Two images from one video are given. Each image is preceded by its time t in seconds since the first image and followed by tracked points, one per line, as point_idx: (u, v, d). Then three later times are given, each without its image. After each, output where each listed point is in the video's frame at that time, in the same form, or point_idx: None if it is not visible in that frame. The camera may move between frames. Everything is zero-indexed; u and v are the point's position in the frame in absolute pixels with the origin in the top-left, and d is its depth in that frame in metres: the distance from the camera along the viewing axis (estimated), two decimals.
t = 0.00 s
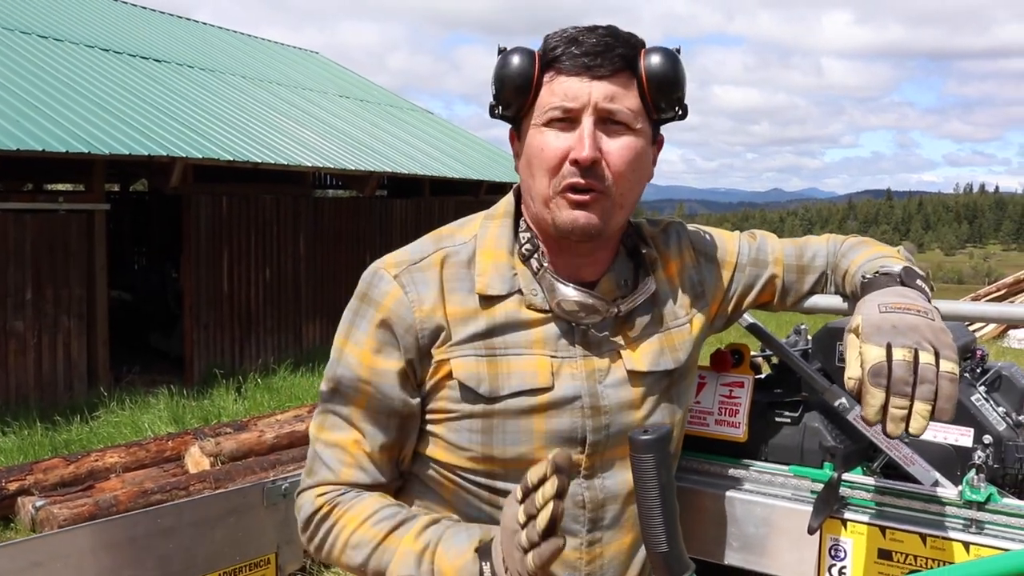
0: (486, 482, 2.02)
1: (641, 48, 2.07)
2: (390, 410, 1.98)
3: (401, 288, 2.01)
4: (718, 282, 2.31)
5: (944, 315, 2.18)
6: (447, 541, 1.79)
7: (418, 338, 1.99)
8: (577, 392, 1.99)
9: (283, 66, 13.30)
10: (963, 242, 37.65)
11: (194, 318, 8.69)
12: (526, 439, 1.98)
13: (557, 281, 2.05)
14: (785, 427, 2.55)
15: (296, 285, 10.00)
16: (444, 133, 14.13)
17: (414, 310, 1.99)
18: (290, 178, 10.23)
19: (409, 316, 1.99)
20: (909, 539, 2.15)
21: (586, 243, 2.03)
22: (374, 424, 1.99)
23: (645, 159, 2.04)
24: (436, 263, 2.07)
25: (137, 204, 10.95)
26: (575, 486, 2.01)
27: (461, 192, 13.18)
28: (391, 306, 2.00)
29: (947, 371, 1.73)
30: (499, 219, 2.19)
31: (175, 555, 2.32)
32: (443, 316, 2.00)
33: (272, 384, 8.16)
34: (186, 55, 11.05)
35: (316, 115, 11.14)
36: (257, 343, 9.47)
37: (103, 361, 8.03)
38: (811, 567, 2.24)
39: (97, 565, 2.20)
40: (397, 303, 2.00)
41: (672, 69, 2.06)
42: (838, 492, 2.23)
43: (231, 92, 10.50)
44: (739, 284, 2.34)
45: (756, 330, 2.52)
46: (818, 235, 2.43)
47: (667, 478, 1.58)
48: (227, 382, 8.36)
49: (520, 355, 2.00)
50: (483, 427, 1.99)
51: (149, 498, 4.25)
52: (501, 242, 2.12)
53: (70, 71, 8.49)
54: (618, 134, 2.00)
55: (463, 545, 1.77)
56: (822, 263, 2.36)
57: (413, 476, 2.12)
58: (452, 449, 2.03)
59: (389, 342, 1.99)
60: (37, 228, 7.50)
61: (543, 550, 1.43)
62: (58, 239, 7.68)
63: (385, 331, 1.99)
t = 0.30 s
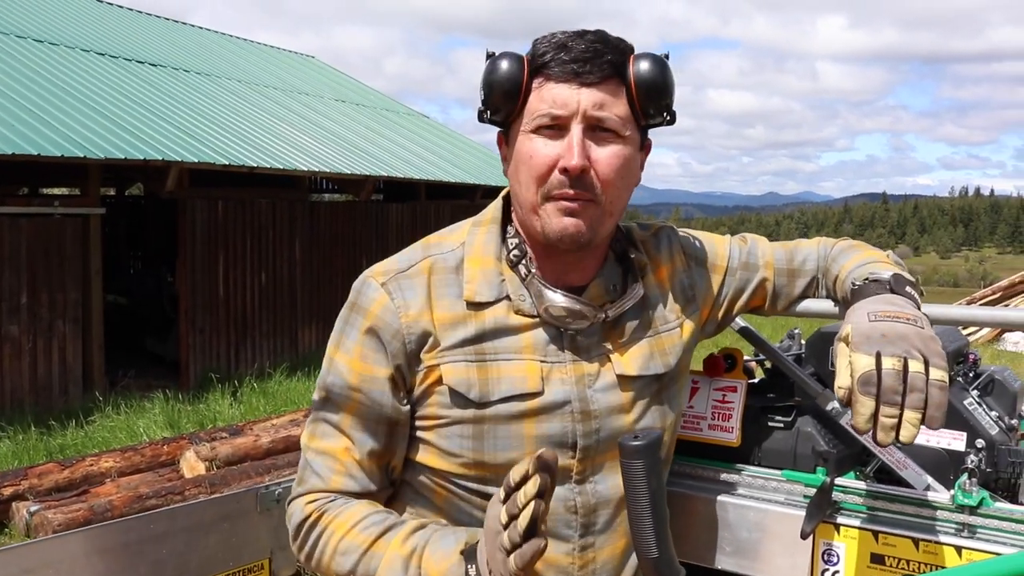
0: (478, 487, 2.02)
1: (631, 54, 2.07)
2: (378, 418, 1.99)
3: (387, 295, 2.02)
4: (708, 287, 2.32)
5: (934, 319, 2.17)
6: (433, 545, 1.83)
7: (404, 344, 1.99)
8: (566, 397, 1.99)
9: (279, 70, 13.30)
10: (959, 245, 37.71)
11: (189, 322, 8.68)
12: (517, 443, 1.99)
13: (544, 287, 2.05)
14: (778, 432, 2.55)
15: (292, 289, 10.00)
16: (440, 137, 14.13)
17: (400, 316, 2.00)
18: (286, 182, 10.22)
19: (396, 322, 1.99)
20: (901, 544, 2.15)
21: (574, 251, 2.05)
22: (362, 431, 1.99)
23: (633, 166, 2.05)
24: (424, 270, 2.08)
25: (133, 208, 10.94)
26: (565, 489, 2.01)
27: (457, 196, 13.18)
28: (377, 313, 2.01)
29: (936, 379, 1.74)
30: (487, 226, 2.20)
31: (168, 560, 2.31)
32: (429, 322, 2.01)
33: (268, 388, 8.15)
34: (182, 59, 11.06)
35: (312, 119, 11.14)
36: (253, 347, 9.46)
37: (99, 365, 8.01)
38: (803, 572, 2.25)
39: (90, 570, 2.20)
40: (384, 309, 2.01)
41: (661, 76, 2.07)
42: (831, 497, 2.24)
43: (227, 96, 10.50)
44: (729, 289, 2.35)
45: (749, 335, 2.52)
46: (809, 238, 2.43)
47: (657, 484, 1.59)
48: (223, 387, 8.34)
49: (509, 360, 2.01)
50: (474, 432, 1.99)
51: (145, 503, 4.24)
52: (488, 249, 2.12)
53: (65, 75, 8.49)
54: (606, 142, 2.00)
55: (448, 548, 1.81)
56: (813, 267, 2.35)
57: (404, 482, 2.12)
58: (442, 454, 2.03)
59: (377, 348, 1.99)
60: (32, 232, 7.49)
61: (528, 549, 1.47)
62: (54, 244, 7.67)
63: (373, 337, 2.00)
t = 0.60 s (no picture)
0: (470, 488, 2.02)
1: (626, 60, 2.08)
2: (363, 419, 1.99)
3: (377, 298, 2.03)
4: (703, 289, 2.33)
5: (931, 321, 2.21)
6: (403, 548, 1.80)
7: (394, 346, 2.00)
8: (557, 398, 2.00)
9: (276, 74, 13.31)
10: (955, 248, 37.78)
11: (187, 326, 8.67)
12: (509, 444, 1.99)
13: (538, 290, 2.06)
14: (773, 435, 2.52)
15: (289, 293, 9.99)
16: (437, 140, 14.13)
17: (389, 318, 2.01)
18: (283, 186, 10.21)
19: (385, 324, 2.00)
20: (897, 547, 2.15)
21: (565, 254, 2.06)
22: (350, 431, 2.00)
23: (627, 170, 2.06)
24: (415, 274, 2.09)
25: (130, 211, 10.93)
26: (557, 489, 2.01)
27: (454, 200, 13.18)
28: (368, 316, 2.02)
29: (934, 376, 1.73)
30: (479, 229, 2.21)
31: (164, 563, 2.31)
32: (418, 323, 2.01)
33: (265, 392, 8.14)
34: (179, 63, 11.06)
35: (309, 123, 11.15)
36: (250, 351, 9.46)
37: (96, 369, 8.00)
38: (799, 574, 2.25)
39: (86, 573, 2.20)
40: (374, 312, 2.02)
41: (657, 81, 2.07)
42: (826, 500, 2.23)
43: (224, 100, 10.50)
44: (723, 291, 2.35)
45: (744, 338, 2.51)
46: (804, 239, 2.43)
47: (651, 487, 1.59)
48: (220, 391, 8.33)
49: (499, 360, 2.01)
50: (465, 432, 2.00)
51: (141, 506, 4.23)
52: (480, 252, 2.13)
53: (63, 79, 8.49)
54: (601, 148, 2.01)
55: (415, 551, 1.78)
56: (808, 270, 2.36)
57: (396, 485, 2.12)
58: (434, 456, 2.03)
59: (366, 351, 2.00)
60: (29, 235, 7.49)
61: None
62: (51, 247, 7.66)
63: (363, 339, 2.00)
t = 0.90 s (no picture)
0: (470, 483, 2.02)
1: (635, 70, 2.07)
2: (361, 412, 1.98)
3: (372, 291, 2.04)
4: (703, 284, 2.33)
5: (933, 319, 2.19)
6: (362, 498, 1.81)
7: (389, 340, 2.00)
8: (554, 392, 2.01)
9: (277, 73, 13.31)
10: (958, 247, 37.73)
11: (188, 325, 8.67)
12: (506, 438, 2.00)
13: (534, 291, 2.07)
14: (775, 432, 2.54)
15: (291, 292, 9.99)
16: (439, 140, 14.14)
17: (383, 310, 2.01)
18: (284, 185, 10.21)
19: (379, 316, 2.01)
20: (898, 544, 2.14)
21: (563, 261, 2.07)
22: (346, 419, 1.98)
23: (630, 182, 2.06)
24: (410, 270, 2.08)
25: (131, 211, 10.93)
26: (554, 484, 2.01)
27: (456, 199, 13.18)
28: (362, 308, 2.02)
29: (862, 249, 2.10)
30: (475, 228, 2.21)
31: (165, 562, 2.31)
32: (413, 315, 2.01)
33: (266, 390, 8.14)
34: (181, 63, 11.06)
35: (310, 122, 11.14)
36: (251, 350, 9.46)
37: (97, 368, 8.01)
38: (800, 571, 2.25)
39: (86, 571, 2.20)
40: (368, 305, 2.02)
41: (664, 93, 2.07)
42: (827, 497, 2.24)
43: (226, 99, 10.50)
44: (721, 287, 2.36)
45: (747, 335, 2.51)
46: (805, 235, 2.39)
47: (652, 480, 1.60)
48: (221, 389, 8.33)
49: (496, 356, 2.02)
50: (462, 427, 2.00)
51: (143, 505, 4.23)
52: (475, 250, 2.13)
53: (64, 79, 8.49)
54: (608, 164, 2.00)
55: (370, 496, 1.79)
56: (809, 266, 2.32)
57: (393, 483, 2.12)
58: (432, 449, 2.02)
59: (361, 342, 2.00)
60: (30, 235, 7.49)
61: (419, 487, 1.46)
62: (52, 246, 7.67)
63: (357, 332, 2.01)
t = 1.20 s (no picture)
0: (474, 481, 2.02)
1: (638, 62, 2.06)
2: (363, 412, 2.00)
3: (375, 291, 2.03)
4: (708, 280, 2.32)
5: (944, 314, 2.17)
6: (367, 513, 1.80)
7: (392, 339, 2.00)
8: (559, 390, 2.01)
9: (279, 71, 13.31)
10: (960, 245, 37.68)
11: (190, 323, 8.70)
12: (510, 436, 1.99)
13: (540, 288, 2.05)
14: (779, 429, 2.55)
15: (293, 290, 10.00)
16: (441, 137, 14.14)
17: (385, 309, 2.00)
18: (286, 183, 10.20)
19: (382, 316, 2.00)
20: (903, 541, 2.15)
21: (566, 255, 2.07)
22: (350, 422, 2.00)
23: (632, 175, 2.05)
24: (414, 268, 2.08)
25: (134, 209, 10.95)
26: (558, 482, 2.01)
27: (458, 197, 13.18)
28: (366, 309, 2.02)
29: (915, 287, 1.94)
30: (479, 223, 2.21)
31: (169, 558, 2.31)
32: (416, 312, 2.01)
33: (269, 388, 8.14)
34: (183, 61, 11.06)
35: (312, 120, 11.15)
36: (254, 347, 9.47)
37: (101, 366, 8.03)
38: (805, 569, 2.24)
39: (90, 568, 2.19)
40: (371, 304, 2.02)
41: (668, 86, 2.05)
42: (832, 494, 2.24)
43: (228, 97, 10.51)
44: (726, 285, 2.36)
45: (751, 332, 2.51)
46: (810, 231, 2.38)
47: (657, 477, 1.59)
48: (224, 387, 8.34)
49: (500, 354, 2.02)
50: (466, 425, 2.00)
51: (146, 503, 4.24)
52: (480, 247, 2.12)
53: (66, 77, 8.49)
54: (608, 156, 1.99)
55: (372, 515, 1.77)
56: (813, 262, 2.32)
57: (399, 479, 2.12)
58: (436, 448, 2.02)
59: (364, 342, 2.00)
60: (34, 233, 7.51)
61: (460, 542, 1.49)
62: (55, 245, 7.67)
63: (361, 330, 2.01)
